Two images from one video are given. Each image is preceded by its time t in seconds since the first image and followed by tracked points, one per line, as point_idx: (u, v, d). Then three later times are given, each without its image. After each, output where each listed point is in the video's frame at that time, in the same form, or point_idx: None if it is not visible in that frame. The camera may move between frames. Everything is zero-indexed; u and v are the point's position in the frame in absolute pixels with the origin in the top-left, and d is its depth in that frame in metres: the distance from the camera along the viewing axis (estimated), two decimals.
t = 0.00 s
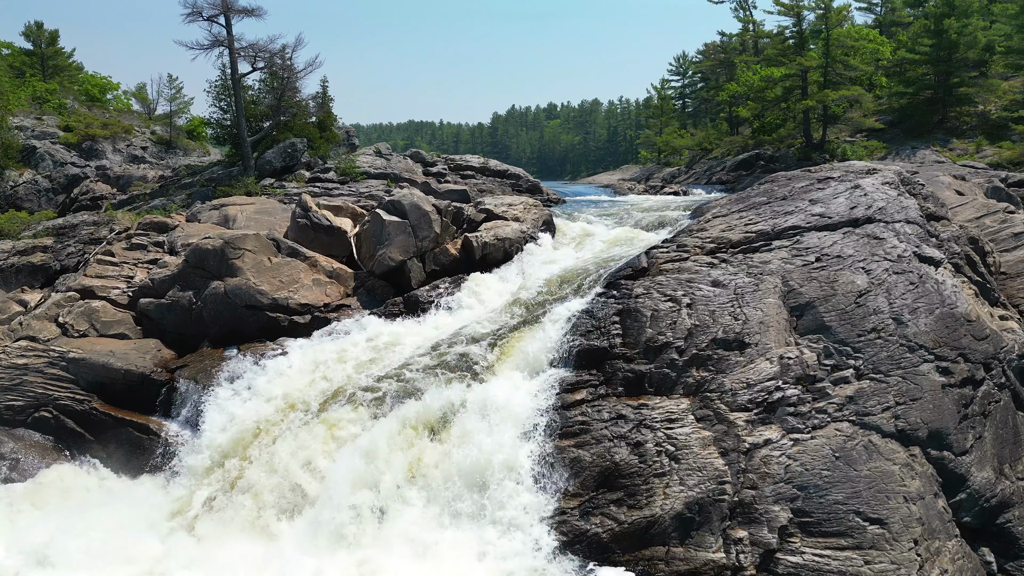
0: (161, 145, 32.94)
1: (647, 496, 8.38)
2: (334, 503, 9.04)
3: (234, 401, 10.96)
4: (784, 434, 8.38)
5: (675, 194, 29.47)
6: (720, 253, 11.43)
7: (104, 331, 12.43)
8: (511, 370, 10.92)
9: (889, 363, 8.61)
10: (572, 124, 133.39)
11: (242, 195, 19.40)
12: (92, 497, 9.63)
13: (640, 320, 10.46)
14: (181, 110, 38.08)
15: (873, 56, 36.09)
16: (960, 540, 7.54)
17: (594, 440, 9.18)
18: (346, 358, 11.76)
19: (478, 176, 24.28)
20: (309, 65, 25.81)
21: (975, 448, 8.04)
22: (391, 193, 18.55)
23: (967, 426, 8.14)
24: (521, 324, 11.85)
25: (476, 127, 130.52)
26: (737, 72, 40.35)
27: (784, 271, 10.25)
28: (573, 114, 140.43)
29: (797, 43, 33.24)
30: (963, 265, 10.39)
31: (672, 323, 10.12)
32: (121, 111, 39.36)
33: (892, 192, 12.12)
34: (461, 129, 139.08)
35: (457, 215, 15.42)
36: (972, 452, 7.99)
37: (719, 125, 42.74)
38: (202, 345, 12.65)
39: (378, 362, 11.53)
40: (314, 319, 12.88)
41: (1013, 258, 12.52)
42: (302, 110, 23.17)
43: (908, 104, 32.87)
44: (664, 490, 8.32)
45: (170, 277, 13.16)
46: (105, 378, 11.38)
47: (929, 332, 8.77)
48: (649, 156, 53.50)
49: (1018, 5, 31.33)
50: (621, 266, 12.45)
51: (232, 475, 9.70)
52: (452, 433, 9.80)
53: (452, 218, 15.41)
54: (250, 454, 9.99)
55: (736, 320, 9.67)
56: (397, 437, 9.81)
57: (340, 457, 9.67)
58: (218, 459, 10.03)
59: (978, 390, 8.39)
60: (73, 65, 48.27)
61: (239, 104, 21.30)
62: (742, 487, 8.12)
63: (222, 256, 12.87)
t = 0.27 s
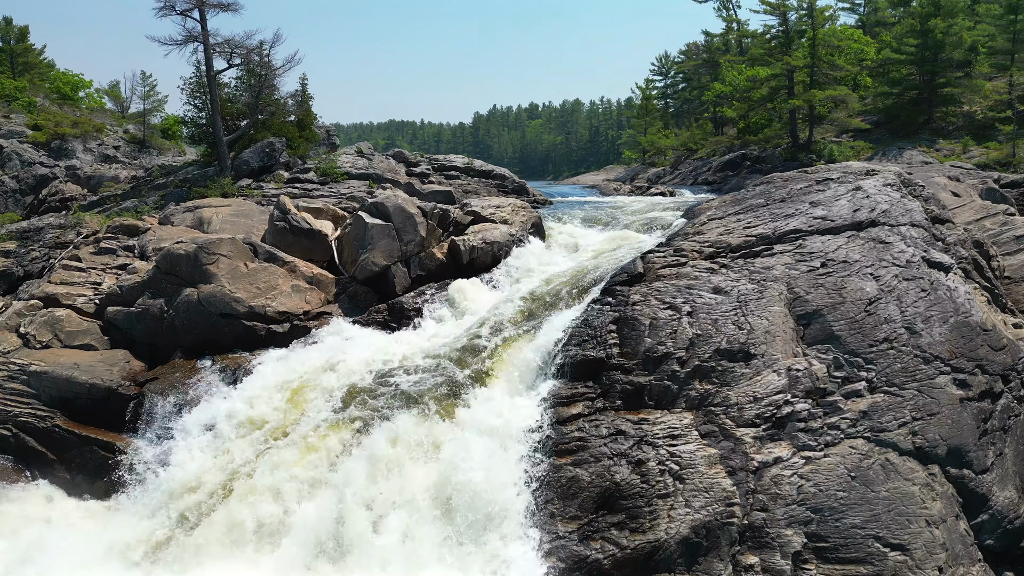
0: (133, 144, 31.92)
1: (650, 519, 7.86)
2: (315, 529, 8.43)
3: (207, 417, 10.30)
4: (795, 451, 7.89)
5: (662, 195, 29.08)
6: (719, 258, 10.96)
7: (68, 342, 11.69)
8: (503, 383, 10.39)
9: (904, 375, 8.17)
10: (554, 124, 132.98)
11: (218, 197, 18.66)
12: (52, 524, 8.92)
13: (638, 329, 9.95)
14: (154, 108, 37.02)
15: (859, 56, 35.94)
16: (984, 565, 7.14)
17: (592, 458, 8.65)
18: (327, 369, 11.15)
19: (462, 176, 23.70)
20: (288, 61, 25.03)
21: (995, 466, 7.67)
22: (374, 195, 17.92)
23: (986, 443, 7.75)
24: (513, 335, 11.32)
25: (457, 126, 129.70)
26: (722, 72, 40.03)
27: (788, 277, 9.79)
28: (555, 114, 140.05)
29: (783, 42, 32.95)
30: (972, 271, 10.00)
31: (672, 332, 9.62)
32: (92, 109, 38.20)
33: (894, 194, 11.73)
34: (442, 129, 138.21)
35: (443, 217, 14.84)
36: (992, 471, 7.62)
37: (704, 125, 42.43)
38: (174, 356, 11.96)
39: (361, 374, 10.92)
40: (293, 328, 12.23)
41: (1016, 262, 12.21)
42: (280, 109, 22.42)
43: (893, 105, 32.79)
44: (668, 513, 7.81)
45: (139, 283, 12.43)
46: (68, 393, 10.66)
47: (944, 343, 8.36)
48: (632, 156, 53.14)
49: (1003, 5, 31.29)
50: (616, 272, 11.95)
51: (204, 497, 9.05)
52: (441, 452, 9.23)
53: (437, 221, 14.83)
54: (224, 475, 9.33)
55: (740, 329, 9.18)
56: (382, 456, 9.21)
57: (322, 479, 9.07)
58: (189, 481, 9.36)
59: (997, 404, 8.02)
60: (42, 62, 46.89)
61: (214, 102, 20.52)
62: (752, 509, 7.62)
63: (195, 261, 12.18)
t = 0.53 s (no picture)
0: (104, 143, 30.95)
1: (655, 546, 7.34)
2: (292, 557, 7.79)
3: (176, 434, 9.60)
4: (807, 471, 7.41)
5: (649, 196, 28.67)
6: (719, 264, 10.49)
7: (27, 354, 10.95)
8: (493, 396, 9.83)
9: (919, 389, 7.74)
10: (535, 123, 132.53)
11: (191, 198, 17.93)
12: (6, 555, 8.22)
13: (636, 338, 9.44)
14: (127, 107, 36.00)
15: (843, 56, 35.81)
16: None
17: (591, 479, 8.12)
18: (306, 381, 10.50)
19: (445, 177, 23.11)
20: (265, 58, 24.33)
21: (1018, 485, 7.27)
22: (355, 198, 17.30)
23: (1007, 461, 7.36)
24: (502, 344, 10.77)
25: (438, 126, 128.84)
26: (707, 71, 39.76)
27: (793, 284, 9.33)
28: (537, 113, 139.60)
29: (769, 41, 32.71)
30: (982, 276, 9.61)
31: (673, 342, 9.11)
32: (62, 108, 37.08)
33: (897, 196, 11.34)
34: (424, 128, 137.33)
35: (428, 220, 14.25)
36: (1015, 491, 7.22)
37: (689, 125, 42.13)
38: (143, 368, 11.27)
39: (343, 387, 10.30)
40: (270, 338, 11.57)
41: (1019, 265, 11.88)
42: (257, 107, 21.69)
43: (878, 105, 32.66)
44: (674, 539, 7.29)
45: (105, 291, 11.72)
46: (27, 410, 9.94)
47: (960, 354, 7.94)
48: (616, 156, 52.80)
49: (987, 5, 31.27)
50: (610, 277, 11.44)
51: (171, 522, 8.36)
52: (429, 470, 8.64)
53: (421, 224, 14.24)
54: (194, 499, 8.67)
55: (745, 339, 8.70)
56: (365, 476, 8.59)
57: (300, 502, 8.44)
58: (154, 506, 8.65)
59: (1017, 419, 7.63)
60: (10, 59, 45.55)
61: (188, 100, 19.76)
62: (763, 534, 7.12)
63: (165, 267, 11.48)
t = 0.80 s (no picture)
0: (74, 143, 29.95)
1: None
2: None
3: (140, 455, 8.88)
4: (821, 496, 6.91)
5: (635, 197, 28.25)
6: (718, 271, 10.01)
7: None
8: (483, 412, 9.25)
9: (937, 407, 7.31)
10: (518, 123, 131.97)
11: (163, 201, 17.17)
12: None
13: (635, 351, 8.93)
14: (99, 106, 34.96)
15: (828, 56, 35.64)
16: None
17: (589, 504, 7.56)
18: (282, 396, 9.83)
19: (429, 179, 22.50)
20: (242, 56, 23.62)
21: None
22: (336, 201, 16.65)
23: None
24: (491, 357, 10.20)
25: (420, 126, 127.89)
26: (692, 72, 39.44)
27: (798, 293, 8.87)
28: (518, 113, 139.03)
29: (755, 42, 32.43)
30: (993, 285, 9.21)
31: (674, 356, 8.60)
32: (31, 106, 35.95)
33: (900, 200, 10.93)
34: (405, 128, 136.28)
35: (411, 224, 13.65)
36: None
37: (674, 125, 41.79)
38: (108, 383, 10.56)
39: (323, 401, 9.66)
40: (243, 351, 10.89)
41: None
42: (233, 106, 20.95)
43: (864, 106, 32.48)
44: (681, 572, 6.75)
45: (68, 301, 11.00)
46: None
47: (979, 369, 7.52)
48: (600, 157, 52.40)
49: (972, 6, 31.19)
50: (603, 285, 10.92)
51: (130, 550, 7.63)
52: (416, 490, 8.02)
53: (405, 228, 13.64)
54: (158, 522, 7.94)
55: (751, 352, 8.21)
56: (346, 497, 7.94)
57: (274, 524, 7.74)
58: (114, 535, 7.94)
59: None
60: None
61: (160, 98, 18.99)
62: (777, 565, 6.60)
63: (131, 275, 10.78)
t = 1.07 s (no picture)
0: (46, 142, 28.99)
1: None
2: None
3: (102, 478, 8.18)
4: (842, 526, 6.40)
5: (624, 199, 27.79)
6: (722, 280, 9.51)
7: None
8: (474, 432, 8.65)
9: (961, 428, 6.87)
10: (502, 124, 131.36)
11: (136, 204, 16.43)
12: None
13: (637, 365, 8.39)
14: (72, 105, 33.94)
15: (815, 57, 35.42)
16: None
17: (591, 534, 6.99)
18: (258, 413, 9.19)
19: (413, 180, 21.90)
20: (219, 53, 22.90)
21: None
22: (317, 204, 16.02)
23: None
24: (482, 371, 9.61)
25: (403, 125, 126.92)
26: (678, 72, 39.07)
27: (808, 303, 8.39)
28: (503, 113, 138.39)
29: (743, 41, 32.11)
30: (1009, 294, 8.80)
31: (678, 371, 8.08)
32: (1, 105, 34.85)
33: (907, 204, 10.48)
34: (388, 128, 135.23)
35: (397, 228, 13.01)
36: None
37: (661, 126, 41.39)
38: (72, 401, 9.87)
39: (302, 421, 9.01)
40: (217, 365, 10.22)
41: None
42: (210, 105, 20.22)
43: (852, 106, 32.24)
44: None
45: (28, 312, 10.29)
46: None
47: (1004, 386, 7.09)
48: (585, 158, 51.91)
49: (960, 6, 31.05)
50: (599, 294, 10.39)
51: None
52: (402, 516, 7.39)
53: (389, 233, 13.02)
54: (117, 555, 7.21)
55: (761, 368, 7.71)
56: (327, 526, 7.30)
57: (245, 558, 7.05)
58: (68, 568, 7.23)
59: None
60: None
61: (132, 96, 18.23)
62: None
63: (96, 284, 10.08)
